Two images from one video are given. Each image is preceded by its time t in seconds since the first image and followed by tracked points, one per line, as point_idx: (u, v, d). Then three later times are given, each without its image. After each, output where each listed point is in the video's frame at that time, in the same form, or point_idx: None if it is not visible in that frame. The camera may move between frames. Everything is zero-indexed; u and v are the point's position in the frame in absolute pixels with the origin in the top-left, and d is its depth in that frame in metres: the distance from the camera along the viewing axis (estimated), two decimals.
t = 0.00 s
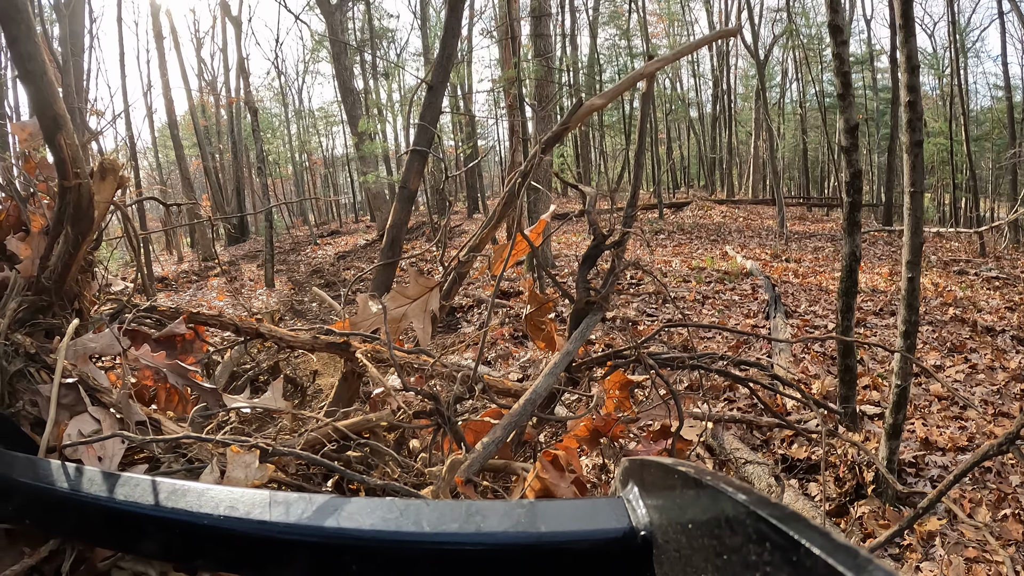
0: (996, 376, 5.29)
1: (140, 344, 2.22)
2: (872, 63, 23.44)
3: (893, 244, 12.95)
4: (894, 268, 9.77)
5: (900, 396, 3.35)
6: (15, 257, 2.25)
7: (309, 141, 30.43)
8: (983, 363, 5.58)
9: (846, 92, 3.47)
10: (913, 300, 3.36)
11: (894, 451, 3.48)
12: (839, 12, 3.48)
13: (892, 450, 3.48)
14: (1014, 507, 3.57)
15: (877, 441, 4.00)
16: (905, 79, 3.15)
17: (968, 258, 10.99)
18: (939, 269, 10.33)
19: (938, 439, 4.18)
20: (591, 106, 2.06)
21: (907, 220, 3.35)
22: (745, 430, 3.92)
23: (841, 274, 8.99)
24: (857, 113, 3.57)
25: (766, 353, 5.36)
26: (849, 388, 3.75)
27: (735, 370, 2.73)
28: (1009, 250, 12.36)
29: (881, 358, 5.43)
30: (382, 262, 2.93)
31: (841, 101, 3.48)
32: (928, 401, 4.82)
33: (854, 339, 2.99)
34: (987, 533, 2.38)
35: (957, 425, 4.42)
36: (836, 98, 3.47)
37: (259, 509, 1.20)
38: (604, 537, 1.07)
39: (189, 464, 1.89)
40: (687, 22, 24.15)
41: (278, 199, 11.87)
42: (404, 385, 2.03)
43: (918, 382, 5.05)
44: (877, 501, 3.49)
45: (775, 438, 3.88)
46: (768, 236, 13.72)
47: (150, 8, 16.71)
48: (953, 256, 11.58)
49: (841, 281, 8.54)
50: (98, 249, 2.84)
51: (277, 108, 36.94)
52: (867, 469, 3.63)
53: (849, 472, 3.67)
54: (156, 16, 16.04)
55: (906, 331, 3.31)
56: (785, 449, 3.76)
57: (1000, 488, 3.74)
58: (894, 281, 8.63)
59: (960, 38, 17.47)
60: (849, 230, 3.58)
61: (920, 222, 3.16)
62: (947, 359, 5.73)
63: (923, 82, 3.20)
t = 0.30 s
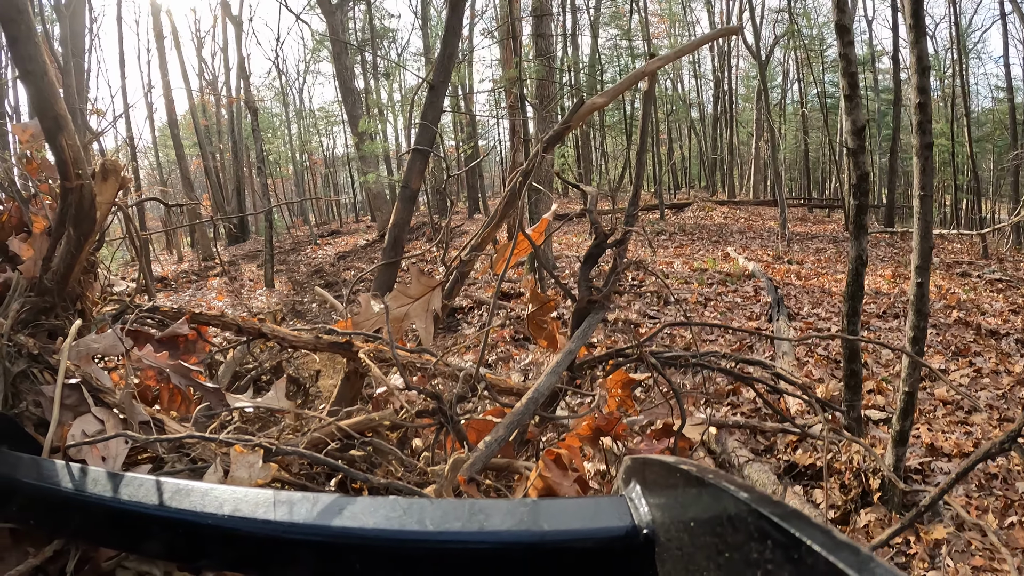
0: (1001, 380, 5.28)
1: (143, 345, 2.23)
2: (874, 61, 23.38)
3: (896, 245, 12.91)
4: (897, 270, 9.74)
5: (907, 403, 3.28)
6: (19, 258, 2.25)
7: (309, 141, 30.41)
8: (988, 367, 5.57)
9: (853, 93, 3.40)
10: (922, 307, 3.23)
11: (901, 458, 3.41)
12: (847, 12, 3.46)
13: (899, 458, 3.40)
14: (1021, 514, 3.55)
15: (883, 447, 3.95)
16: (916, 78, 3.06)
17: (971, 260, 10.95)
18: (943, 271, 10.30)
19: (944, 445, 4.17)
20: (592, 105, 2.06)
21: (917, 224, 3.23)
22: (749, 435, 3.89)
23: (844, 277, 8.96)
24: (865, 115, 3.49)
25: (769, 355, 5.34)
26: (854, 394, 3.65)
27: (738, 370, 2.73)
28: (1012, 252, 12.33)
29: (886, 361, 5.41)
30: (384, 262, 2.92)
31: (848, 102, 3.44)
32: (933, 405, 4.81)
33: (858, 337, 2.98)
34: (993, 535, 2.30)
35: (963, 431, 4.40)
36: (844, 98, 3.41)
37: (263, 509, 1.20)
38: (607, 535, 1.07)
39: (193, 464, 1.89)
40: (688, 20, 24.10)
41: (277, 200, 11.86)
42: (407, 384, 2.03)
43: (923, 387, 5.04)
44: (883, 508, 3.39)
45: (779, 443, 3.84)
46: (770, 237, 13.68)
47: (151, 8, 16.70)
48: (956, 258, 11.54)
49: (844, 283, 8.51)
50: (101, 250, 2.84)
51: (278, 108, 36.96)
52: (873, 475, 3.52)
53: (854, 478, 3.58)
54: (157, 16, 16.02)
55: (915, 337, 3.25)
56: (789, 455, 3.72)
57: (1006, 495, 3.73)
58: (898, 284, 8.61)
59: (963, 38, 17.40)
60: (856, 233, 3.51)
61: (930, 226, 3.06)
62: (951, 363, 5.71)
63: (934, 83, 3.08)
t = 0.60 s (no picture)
0: (1008, 385, 5.27)
1: (143, 346, 2.23)
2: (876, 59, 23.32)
3: (899, 247, 12.88)
4: (902, 273, 9.71)
5: (921, 410, 3.22)
6: (19, 260, 2.25)
7: (309, 141, 30.40)
8: (995, 371, 5.56)
9: (864, 94, 3.38)
10: (936, 312, 3.20)
11: (912, 466, 3.34)
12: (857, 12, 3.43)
13: (911, 465, 3.33)
14: None
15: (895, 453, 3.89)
16: (932, 80, 3.04)
17: (975, 261, 10.92)
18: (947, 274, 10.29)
19: (953, 451, 4.15)
20: (593, 103, 2.05)
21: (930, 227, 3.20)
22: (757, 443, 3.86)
23: (849, 280, 8.92)
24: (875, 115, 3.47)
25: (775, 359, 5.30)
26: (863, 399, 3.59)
27: (740, 370, 2.73)
28: (1016, 254, 12.30)
29: (892, 365, 5.40)
30: (385, 262, 2.92)
31: (858, 103, 3.41)
32: (941, 411, 4.80)
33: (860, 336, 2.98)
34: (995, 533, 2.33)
35: (972, 437, 4.38)
36: (855, 99, 3.38)
37: (264, 509, 1.20)
38: (609, 535, 1.07)
39: (194, 465, 1.90)
40: (689, 20, 24.10)
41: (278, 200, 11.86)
42: (408, 384, 2.02)
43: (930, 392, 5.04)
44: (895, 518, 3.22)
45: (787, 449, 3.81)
46: (772, 238, 13.68)
47: (152, 7, 16.69)
48: (960, 261, 11.52)
49: (849, 285, 8.48)
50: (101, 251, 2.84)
51: (279, 108, 36.98)
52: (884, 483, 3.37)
53: (864, 486, 3.41)
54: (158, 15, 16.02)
55: (929, 344, 3.21)
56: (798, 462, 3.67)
57: (1017, 503, 3.70)
58: (903, 286, 8.57)
59: (965, 39, 17.37)
60: (866, 236, 3.48)
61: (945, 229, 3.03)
62: (958, 367, 5.70)
63: (950, 84, 3.06)
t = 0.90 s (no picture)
0: (1017, 390, 5.25)
1: (144, 347, 2.22)
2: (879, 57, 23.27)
3: (903, 248, 12.84)
4: (907, 276, 9.69)
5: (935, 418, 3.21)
6: (20, 262, 2.25)
7: (310, 141, 30.37)
8: (1003, 377, 5.54)
9: (877, 95, 3.35)
10: (951, 318, 3.17)
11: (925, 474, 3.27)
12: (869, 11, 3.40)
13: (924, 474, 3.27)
14: None
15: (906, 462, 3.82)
16: (951, 82, 3.01)
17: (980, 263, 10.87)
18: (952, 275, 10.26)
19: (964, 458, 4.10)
20: (592, 102, 2.06)
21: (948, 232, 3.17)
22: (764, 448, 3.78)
23: (854, 282, 8.88)
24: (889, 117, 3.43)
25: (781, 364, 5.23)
26: (874, 406, 3.60)
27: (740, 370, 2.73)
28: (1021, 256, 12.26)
29: (900, 370, 5.38)
30: (385, 262, 2.92)
31: (870, 104, 3.39)
32: (950, 417, 4.79)
33: (859, 334, 2.99)
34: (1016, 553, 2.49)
35: (982, 443, 4.37)
36: (868, 101, 3.36)
37: (265, 509, 1.20)
38: (609, 534, 1.07)
39: (195, 466, 1.90)
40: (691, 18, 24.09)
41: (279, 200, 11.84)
42: (408, 385, 2.02)
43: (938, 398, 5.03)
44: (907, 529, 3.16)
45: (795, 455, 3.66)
46: (776, 239, 13.66)
47: (153, 7, 16.67)
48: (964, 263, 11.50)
49: (855, 288, 8.44)
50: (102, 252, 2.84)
51: (280, 108, 36.98)
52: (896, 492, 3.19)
53: (876, 495, 3.24)
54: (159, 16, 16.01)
55: (944, 352, 3.18)
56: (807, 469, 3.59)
57: None
58: (908, 290, 8.55)
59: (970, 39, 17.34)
60: (880, 240, 3.44)
61: (963, 235, 3.00)
62: (967, 372, 5.68)
63: (969, 86, 3.04)
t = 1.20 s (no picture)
0: None
1: (142, 348, 2.22)
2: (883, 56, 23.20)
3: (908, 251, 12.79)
4: (913, 278, 9.65)
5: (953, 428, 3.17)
6: (18, 264, 2.24)
7: (311, 142, 30.32)
8: (1013, 381, 5.51)
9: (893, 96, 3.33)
10: (971, 324, 3.14)
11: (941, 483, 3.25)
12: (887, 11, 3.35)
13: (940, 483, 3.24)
14: None
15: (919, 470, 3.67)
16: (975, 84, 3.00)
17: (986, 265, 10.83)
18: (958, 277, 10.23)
19: (977, 465, 4.00)
20: (589, 101, 2.05)
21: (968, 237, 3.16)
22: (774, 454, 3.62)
23: (861, 285, 8.83)
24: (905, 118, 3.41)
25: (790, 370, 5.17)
26: (887, 413, 3.50)
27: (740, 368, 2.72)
28: None
29: (909, 374, 5.35)
30: (383, 262, 2.92)
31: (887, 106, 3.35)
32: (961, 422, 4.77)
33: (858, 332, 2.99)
34: None
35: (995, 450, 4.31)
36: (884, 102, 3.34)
37: (264, 510, 1.20)
38: (609, 533, 1.07)
39: (194, 467, 1.90)
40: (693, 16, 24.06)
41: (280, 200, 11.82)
42: (407, 385, 2.02)
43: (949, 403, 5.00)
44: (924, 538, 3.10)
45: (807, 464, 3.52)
46: (780, 241, 13.65)
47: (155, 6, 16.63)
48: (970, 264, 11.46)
49: (861, 291, 8.39)
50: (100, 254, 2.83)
51: (281, 107, 36.94)
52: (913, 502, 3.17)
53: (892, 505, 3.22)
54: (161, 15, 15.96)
55: (964, 360, 3.14)
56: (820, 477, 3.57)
57: None
58: (915, 293, 8.52)
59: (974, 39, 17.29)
60: (896, 243, 3.41)
61: (986, 241, 3.00)
62: (977, 378, 5.66)
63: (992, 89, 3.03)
